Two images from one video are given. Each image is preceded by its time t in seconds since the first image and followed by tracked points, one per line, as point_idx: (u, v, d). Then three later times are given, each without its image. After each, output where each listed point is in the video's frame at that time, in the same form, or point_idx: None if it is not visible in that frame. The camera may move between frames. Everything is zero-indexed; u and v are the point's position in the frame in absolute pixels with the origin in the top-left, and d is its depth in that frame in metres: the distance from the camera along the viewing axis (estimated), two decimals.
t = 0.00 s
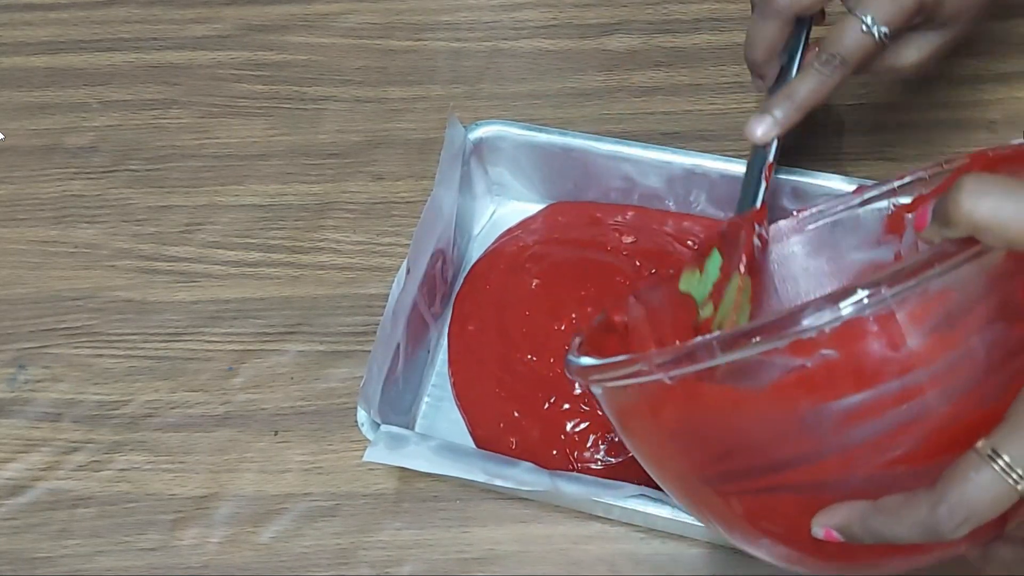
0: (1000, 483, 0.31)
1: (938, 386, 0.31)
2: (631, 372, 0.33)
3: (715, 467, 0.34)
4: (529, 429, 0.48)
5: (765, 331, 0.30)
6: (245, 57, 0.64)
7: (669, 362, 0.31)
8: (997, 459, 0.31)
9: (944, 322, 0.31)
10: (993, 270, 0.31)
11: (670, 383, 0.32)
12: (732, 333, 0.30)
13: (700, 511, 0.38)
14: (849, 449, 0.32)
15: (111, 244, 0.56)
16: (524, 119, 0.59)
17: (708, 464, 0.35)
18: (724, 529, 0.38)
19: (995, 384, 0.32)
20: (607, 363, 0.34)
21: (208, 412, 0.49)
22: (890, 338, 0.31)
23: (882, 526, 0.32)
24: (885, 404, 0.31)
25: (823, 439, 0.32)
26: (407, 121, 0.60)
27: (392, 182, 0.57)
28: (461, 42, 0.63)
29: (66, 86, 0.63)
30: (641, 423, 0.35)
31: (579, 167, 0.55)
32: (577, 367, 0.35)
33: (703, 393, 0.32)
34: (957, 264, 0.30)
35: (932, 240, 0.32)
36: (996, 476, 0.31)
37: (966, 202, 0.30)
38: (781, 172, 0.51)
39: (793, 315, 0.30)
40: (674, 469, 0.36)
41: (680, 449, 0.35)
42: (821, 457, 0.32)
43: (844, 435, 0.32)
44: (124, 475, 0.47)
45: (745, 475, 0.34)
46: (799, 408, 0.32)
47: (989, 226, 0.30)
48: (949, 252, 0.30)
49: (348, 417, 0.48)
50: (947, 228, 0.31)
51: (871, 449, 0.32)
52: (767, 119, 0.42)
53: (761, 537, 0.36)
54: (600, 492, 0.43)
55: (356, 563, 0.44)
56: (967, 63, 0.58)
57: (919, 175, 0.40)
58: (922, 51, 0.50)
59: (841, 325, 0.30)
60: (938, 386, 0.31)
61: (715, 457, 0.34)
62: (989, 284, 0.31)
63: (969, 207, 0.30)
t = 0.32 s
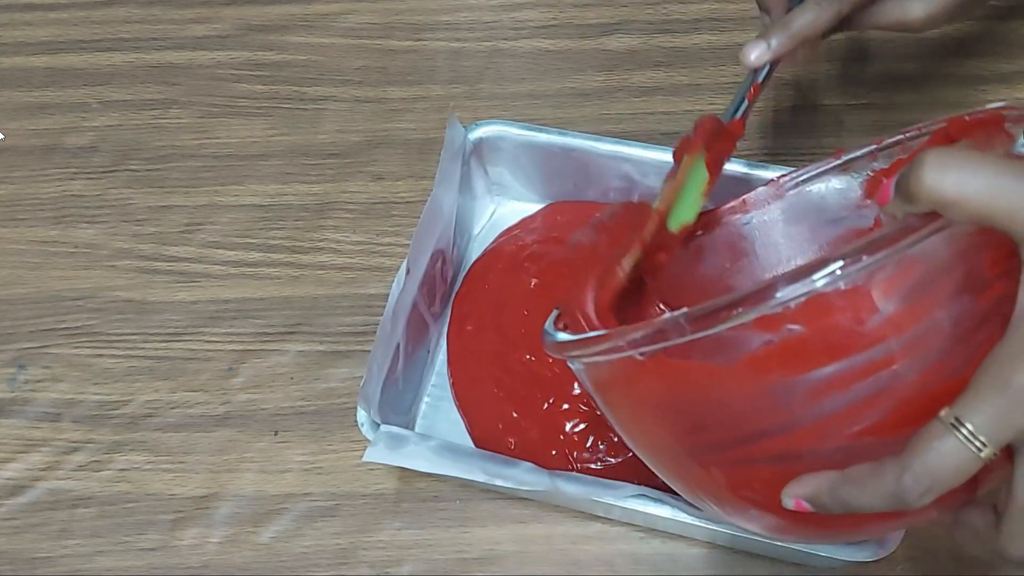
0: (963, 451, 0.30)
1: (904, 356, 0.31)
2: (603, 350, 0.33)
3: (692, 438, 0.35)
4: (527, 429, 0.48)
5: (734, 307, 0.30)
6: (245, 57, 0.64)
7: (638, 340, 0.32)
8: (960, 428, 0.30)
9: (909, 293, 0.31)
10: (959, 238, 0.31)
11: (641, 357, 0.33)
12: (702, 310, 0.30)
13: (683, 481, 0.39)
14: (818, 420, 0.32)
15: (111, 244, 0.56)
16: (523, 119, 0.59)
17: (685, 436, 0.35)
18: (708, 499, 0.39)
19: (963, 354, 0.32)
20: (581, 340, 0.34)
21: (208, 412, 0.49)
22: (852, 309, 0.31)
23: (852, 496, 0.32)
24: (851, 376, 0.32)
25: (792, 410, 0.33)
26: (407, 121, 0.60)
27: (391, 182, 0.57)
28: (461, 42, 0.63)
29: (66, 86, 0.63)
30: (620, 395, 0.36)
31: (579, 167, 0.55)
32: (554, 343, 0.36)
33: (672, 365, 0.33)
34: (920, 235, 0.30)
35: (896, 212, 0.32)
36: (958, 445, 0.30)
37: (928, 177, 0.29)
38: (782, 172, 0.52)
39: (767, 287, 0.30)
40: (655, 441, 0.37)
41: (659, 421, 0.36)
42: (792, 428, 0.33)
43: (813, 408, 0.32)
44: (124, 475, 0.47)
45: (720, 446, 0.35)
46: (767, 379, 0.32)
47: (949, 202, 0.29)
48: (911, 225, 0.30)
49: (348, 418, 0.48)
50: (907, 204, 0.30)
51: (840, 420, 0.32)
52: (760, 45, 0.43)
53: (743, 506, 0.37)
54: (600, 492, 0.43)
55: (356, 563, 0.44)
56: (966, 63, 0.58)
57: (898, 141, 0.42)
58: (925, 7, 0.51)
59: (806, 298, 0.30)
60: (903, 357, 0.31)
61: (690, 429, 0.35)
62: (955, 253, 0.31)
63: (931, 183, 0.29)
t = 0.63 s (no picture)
0: (967, 466, 0.30)
1: (906, 371, 0.31)
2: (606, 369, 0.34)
3: (696, 454, 0.35)
4: (526, 430, 0.48)
5: (737, 322, 0.30)
6: (245, 57, 0.64)
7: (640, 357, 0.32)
8: (964, 441, 0.30)
9: (910, 307, 0.31)
10: (957, 252, 0.32)
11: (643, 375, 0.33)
12: (701, 328, 0.31)
13: (687, 500, 0.38)
14: (820, 436, 0.32)
15: (111, 244, 0.56)
16: (524, 119, 0.59)
17: (690, 452, 0.35)
18: (713, 519, 0.38)
19: (965, 367, 0.31)
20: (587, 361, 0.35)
21: (208, 412, 0.49)
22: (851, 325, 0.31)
23: (856, 513, 0.32)
24: (853, 391, 0.32)
25: (794, 427, 0.33)
26: (407, 121, 0.60)
27: (392, 182, 0.57)
28: (461, 42, 0.63)
29: (66, 86, 0.63)
30: (624, 412, 0.36)
31: (579, 167, 0.55)
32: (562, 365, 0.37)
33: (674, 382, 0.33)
34: (918, 250, 0.31)
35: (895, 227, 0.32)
36: (963, 459, 0.30)
37: (923, 191, 0.30)
38: (781, 173, 0.52)
39: (768, 302, 0.30)
40: (659, 457, 0.37)
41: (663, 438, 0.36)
42: (795, 445, 0.33)
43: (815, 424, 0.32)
44: (124, 475, 0.47)
45: (724, 463, 0.35)
46: (769, 396, 0.32)
47: (946, 215, 0.30)
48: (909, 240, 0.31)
49: (348, 418, 0.48)
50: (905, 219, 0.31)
51: (843, 437, 0.32)
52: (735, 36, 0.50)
53: (748, 525, 0.37)
54: (600, 492, 0.43)
55: (356, 563, 0.44)
56: (967, 63, 0.57)
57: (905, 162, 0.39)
58: None
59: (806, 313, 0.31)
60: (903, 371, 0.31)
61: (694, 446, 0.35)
62: (954, 267, 0.32)
63: (926, 197, 0.30)
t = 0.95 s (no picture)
0: (967, 485, 0.30)
1: (903, 391, 0.31)
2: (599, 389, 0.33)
3: (693, 476, 0.35)
4: (525, 430, 0.48)
5: (732, 342, 0.30)
6: (245, 57, 0.64)
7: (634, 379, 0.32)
8: (963, 460, 0.30)
9: (908, 327, 0.31)
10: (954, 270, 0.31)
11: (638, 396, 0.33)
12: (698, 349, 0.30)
13: (683, 520, 0.38)
14: (818, 458, 0.32)
15: (111, 244, 0.56)
16: (523, 119, 0.59)
17: (686, 474, 0.35)
18: (710, 539, 0.38)
19: (962, 387, 0.31)
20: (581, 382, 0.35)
21: (208, 411, 0.49)
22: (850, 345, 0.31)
23: (856, 533, 0.32)
24: (850, 412, 0.31)
25: (791, 449, 0.32)
26: (407, 121, 0.60)
27: (391, 182, 0.57)
28: (461, 43, 0.63)
29: (66, 86, 0.63)
30: (619, 434, 0.36)
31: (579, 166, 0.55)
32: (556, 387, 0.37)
33: (670, 403, 0.33)
34: (917, 268, 0.30)
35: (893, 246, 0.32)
36: (961, 478, 0.30)
37: (920, 211, 0.31)
38: (781, 172, 0.52)
39: (764, 322, 0.30)
40: (655, 479, 0.37)
41: (659, 459, 0.35)
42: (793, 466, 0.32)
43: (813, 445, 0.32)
44: (124, 475, 0.47)
45: (720, 485, 0.34)
46: (765, 418, 0.32)
47: (944, 234, 0.30)
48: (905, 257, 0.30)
49: (348, 417, 0.48)
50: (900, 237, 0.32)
51: (840, 457, 0.32)
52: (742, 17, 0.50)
53: (746, 545, 0.36)
54: (599, 492, 0.43)
55: (356, 563, 0.44)
56: (966, 63, 0.57)
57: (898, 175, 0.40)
58: None
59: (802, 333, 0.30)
60: (902, 391, 0.31)
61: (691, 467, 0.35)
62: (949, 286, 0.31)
63: (924, 216, 0.31)
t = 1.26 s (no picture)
0: (933, 446, 0.30)
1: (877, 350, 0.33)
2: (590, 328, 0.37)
3: (672, 432, 0.36)
4: (524, 430, 0.48)
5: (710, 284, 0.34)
6: (245, 57, 0.64)
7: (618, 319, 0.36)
8: (931, 421, 0.30)
9: (882, 289, 0.33)
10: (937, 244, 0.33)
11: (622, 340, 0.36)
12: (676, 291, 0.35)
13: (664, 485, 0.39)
14: (791, 411, 0.34)
15: (111, 244, 0.56)
16: (523, 119, 0.59)
17: (665, 428, 0.37)
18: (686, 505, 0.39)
19: (934, 352, 0.32)
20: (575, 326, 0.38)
21: (208, 411, 0.49)
22: (824, 303, 0.33)
23: (818, 487, 0.32)
24: (824, 365, 0.33)
25: (764, 400, 0.34)
26: (407, 121, 0.60)
27: (391, 182, 0.57)
28: (461, 43, 0.63)
29: (66, 86, 0.63)
30: (607, 389, 0.38)
31: (580, 166, 0.55)
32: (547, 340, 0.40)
33: (654, 352, 0.36)
34: (893, 236, 0.33)
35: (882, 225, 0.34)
36: (928, 437, 0.30)
37: (902, 169, 0.29)
38: (781, 172, 0.52)
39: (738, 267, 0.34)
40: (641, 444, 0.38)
41: (641, 415, 0.37)
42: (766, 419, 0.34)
43: (787, 397, 0.34)
44: (124, 475, 0.47)
45: (696, 440, 0.36)
46: (740, 365, 0.34)
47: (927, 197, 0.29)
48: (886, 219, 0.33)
49: (348, 417, 0.48)
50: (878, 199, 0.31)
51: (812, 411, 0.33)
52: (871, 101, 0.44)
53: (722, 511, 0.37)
54: (600, 492, 0.43)
55: (356, 563, 0.44)
56: (965, 64, 0.58)
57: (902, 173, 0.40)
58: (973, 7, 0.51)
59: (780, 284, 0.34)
60: (875, 351, 0.33)
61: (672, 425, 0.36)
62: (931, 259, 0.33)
63: (904, 174, 0.29)
